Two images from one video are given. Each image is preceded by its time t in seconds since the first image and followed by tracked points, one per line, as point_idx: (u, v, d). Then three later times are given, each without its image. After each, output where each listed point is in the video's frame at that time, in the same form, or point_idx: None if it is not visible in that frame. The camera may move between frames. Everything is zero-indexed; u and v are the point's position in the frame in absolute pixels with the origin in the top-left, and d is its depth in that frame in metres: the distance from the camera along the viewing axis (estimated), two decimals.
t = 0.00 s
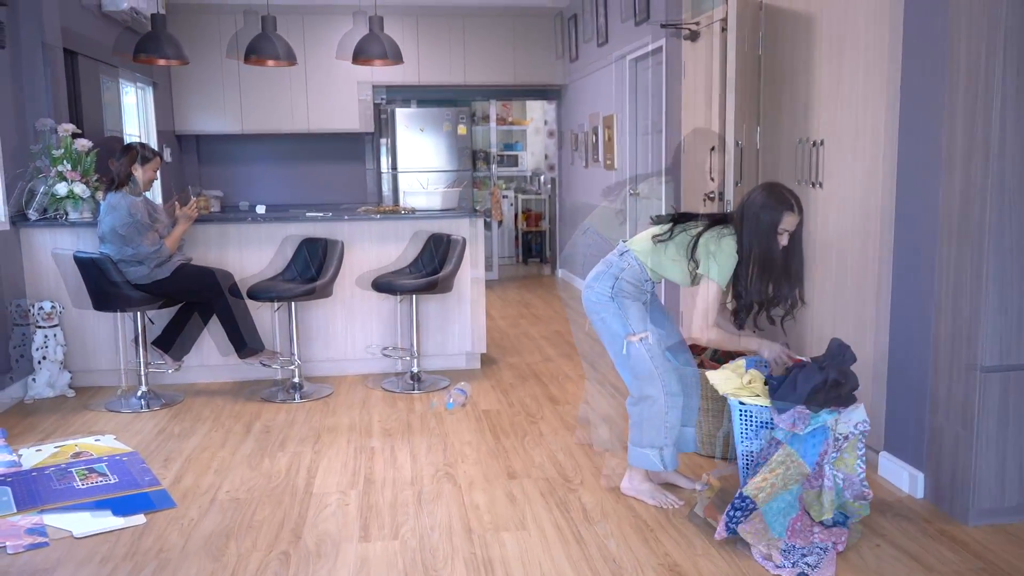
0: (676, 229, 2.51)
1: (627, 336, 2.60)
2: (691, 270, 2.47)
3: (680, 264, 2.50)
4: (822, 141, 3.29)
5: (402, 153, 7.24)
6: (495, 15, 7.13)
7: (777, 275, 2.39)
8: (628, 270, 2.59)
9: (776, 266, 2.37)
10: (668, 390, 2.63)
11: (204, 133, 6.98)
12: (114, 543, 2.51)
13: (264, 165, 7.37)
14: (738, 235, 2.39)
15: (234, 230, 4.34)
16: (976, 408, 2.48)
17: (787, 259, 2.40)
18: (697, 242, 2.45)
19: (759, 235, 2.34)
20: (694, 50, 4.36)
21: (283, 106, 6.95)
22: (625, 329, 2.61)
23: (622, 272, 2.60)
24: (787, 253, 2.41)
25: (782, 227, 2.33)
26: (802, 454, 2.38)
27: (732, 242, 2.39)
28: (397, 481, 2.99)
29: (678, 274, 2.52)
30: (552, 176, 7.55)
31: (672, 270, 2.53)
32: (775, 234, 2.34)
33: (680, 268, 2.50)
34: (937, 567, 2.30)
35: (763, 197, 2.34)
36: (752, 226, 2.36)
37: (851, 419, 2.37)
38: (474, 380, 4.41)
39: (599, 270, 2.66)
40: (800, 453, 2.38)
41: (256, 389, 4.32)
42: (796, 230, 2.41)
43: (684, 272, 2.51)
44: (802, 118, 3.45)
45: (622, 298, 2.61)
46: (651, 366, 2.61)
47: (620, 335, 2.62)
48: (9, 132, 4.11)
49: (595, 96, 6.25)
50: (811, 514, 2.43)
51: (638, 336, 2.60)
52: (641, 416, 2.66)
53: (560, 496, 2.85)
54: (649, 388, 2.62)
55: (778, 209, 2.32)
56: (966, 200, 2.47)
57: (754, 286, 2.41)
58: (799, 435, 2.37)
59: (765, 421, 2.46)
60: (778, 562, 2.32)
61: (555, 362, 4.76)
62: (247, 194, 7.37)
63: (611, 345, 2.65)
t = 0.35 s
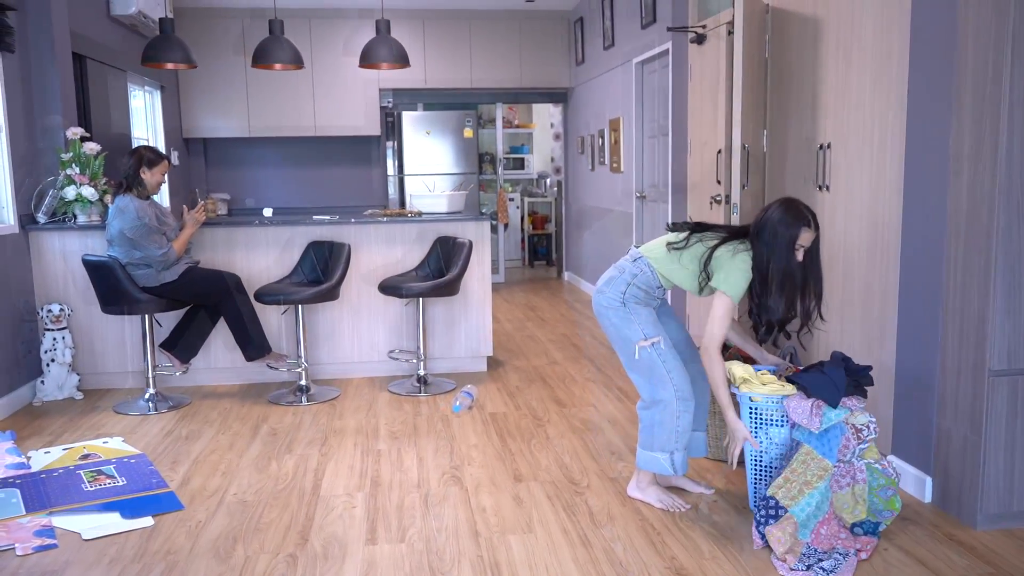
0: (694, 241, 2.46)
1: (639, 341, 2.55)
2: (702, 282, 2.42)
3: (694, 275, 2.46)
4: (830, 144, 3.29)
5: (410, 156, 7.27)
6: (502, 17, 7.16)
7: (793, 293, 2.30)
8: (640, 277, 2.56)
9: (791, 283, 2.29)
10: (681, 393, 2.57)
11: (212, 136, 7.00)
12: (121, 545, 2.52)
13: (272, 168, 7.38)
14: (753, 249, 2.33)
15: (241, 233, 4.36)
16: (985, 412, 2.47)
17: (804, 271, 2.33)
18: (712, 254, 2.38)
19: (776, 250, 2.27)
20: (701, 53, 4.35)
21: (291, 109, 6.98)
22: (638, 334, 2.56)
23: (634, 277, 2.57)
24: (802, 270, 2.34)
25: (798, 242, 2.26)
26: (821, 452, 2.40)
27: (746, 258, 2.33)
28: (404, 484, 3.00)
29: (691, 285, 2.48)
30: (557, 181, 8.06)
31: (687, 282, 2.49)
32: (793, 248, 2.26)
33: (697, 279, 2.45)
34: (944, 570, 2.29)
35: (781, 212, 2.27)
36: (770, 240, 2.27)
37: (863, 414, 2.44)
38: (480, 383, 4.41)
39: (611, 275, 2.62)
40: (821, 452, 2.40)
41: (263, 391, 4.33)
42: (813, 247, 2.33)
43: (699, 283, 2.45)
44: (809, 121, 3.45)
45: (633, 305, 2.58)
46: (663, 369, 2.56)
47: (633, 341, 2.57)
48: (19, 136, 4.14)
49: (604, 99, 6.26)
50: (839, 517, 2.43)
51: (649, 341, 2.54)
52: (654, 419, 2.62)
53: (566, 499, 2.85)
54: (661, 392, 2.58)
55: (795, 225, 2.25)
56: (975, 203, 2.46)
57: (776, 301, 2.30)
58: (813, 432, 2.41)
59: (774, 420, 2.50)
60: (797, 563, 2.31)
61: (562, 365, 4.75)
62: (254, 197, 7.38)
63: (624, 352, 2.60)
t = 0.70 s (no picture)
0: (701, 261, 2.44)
1: (646, 347, 2.56)
2: (715, 303, 2.41)
3: (706, 294, 2.45)
4: (835, 146, 3.28)
5: (415, 158, 7.28)
6: (507, 19, 7.17)
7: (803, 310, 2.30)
8: (644, 286, 2.56)
9: (801, 299, 2.28)
10: (691, 396, 2.57)
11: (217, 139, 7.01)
12: (127, 547, 2.53)
13: (277, 170, 7.39)
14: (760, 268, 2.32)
15: (246, 235, 4.37)
16: (991, 414, 2.46)
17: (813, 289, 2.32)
18: (722, 276, 2.37)
19: (782, 269, 2.26)
20: (706, 55, 4.34)
21: (296, 112, 6.99)
22: (648, 339, 2.56)
23: (638, 288, 2.57)
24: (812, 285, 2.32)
25: (805, 259, 2.26)
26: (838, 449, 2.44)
27: (754, 278, 2.32)
28: (409, 486, 3.00)
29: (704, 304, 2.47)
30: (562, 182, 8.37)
31: (699, 301, 2.48)
32: (799, 264, 2.25)
33: (709, 298, 2.44)
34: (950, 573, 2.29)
35: (787, 229, 2.26)
36: (778, 261, 2.26)
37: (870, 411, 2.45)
38: (485, 385, 4.42)
39: (615, 287, 2.61)
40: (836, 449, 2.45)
41: (268, 393, 4.34)
42: (822, 262, 2.32)
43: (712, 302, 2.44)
44: (814, 122, 3.44)
45: (638, 312, 2.58)
46: (672, 373, 2.56)
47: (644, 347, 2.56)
48: (26, 139, 4.16)
49: (609, 101, 6.27)
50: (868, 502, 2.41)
51: (656, 346, 2.55)
52: (664, 422, 2.62)
53: (571, 501, 2.84)
54: (672, 394, 2.58)
55: (801, 240, 2.24)
56: (981, 204, 2.45)
57: (784, 319, 2.32)
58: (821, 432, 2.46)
59: (778, 424, 2.55)
60: (802, 547, 2.33)
61: (566, 367, 4.75)
62: (260, 199, 7.40)
63: (634, 359, 2.60)
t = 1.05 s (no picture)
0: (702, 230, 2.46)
1: (647, 337, 2.55)
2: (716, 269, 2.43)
3: (705, 263, 2.46)
4: (838, 142, 3.27)
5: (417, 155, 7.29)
6: (509, 15, 7.16)
7: (800, 279, 2.31)
8: (648, 270, 2.56)
9: (801, 269, 2.31)
10: (687, 390, 2.57)
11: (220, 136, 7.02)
12: (132, 543, 2.54)
13: (279, 167, 7.40)
14: (761, 235, 2.34)
15: (249, 232, 4.38)
16: (995, 410, 2.46)
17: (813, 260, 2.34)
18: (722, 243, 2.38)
19: (783, 237, 2.29)
20: (708, 51, 4.33)
21: (298, 109, 6.99)
22: (648, 329, 2.55)
23: (642, 272, 2.56)
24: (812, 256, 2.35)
25: (806, 227, 2.28)
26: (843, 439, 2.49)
27: (754, 242, 2.33)
28: (412, 482, 3.01)
29: (703, 275, 2.49)
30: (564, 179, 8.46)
31: (698, 272, 2.49)
32: (800, 234, 2.28)
33: (709, 268, 2.45)
34: (952, 569, 2.29)
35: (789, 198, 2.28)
36: (778, 227, 2.29)
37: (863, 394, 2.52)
38: (488, 382, 4.42)
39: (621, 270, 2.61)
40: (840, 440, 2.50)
41: (271, 390, 4.35)
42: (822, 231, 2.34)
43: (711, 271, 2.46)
44: (817, 118, 3.43)
45: (642, 300, 2.56)
46: (671, 366, 2.55)
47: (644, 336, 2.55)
48: (29, 137, 4.17)
49: (611, 98, 6.27)
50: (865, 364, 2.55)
51: (658, 337, 2.53)
52: (660, 416, 2.62)
53: (573, 497, 2.85)
54: (668, 389, 2.58)
55: (803, 210, 2.26)
56: (985, 200, 2.45)
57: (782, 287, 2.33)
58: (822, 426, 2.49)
59: (780, 423, 2.55)
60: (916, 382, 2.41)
61: (569, 364, 4.75)
62: (262, 196, 7.40)
63: (634, 348, 2.59)
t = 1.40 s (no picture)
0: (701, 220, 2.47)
1: (652, 336, 2.54)
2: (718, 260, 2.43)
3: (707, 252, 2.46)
4: (840, 141, 3.26)
5: (419, 155, 7.29)
6: (511, 15, 7.15)
7: (803, 261, 2.32)
8: (653, 265, 2.55)
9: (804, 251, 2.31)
10: (686, 391, 2.57)
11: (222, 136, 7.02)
12: (134, 542, 2.54)
13: (281, 167, 7.40)
14: (762, 222, 2.34)
15: (252, 231, 4.38)
16: (998, 410, 2.45)
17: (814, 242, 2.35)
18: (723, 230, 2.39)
19: (785, 220, 2.29)
20: (711, 50, 4.33)
21: (301, 109, 7.00)
22: (652, 327, 2.54)
23: (647, 267, 2.55)
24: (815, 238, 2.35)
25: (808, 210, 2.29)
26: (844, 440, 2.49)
27: (756, 230, 2.34)
28: (414, 482, 3.01)
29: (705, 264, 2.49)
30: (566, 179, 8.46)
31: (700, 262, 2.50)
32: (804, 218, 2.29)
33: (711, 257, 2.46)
34: (954, 568, 2.28)
35: (790, 180, 2.28)
36: (778, 209, 2.29)
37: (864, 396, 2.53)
38: (490, 382, 4.42)
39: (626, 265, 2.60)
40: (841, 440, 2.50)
41: (274, 389, 4.36)
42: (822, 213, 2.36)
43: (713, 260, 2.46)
44: (820, 117, 3.43)
45: (647, 297, 2.56)
46: (672, 366, 2.55)
47: (648, 334, 2.55)
48: (32, 136, 4.17)
49: (613, 98, 6.27)
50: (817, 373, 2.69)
51: (662, 336, 2.53)
52: (660, 416, 2.62)
53: (575, 497, 2.85)
54: (668, 389, 2.58)
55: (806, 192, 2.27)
56: (989, 199, 2.44)
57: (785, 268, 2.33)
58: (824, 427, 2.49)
59: (782, 425, 2.56)
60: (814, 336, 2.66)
61: (571, 363, 4.75)
62: (264, 196, 7.41)
63: (637, 346, 2.59)
